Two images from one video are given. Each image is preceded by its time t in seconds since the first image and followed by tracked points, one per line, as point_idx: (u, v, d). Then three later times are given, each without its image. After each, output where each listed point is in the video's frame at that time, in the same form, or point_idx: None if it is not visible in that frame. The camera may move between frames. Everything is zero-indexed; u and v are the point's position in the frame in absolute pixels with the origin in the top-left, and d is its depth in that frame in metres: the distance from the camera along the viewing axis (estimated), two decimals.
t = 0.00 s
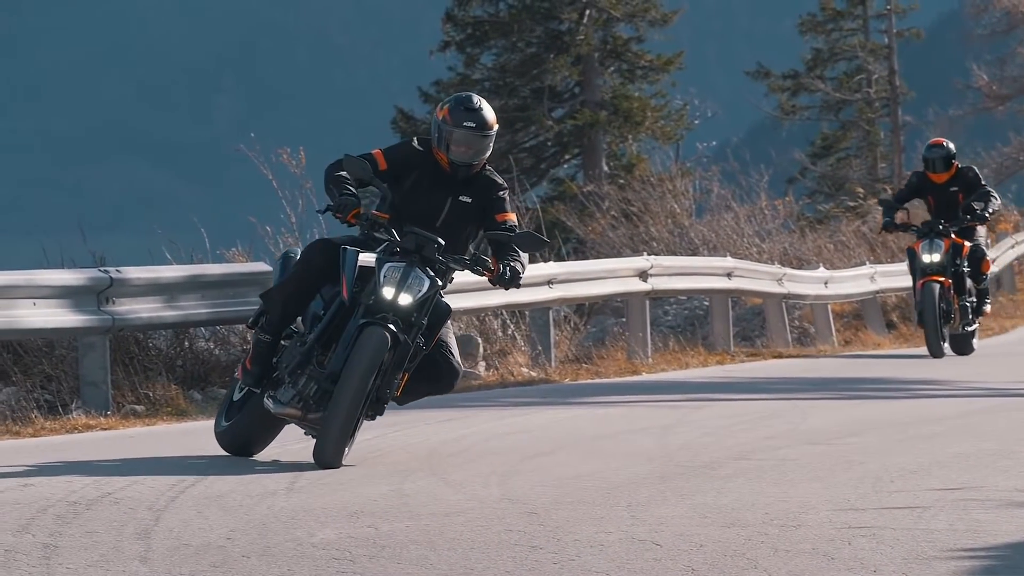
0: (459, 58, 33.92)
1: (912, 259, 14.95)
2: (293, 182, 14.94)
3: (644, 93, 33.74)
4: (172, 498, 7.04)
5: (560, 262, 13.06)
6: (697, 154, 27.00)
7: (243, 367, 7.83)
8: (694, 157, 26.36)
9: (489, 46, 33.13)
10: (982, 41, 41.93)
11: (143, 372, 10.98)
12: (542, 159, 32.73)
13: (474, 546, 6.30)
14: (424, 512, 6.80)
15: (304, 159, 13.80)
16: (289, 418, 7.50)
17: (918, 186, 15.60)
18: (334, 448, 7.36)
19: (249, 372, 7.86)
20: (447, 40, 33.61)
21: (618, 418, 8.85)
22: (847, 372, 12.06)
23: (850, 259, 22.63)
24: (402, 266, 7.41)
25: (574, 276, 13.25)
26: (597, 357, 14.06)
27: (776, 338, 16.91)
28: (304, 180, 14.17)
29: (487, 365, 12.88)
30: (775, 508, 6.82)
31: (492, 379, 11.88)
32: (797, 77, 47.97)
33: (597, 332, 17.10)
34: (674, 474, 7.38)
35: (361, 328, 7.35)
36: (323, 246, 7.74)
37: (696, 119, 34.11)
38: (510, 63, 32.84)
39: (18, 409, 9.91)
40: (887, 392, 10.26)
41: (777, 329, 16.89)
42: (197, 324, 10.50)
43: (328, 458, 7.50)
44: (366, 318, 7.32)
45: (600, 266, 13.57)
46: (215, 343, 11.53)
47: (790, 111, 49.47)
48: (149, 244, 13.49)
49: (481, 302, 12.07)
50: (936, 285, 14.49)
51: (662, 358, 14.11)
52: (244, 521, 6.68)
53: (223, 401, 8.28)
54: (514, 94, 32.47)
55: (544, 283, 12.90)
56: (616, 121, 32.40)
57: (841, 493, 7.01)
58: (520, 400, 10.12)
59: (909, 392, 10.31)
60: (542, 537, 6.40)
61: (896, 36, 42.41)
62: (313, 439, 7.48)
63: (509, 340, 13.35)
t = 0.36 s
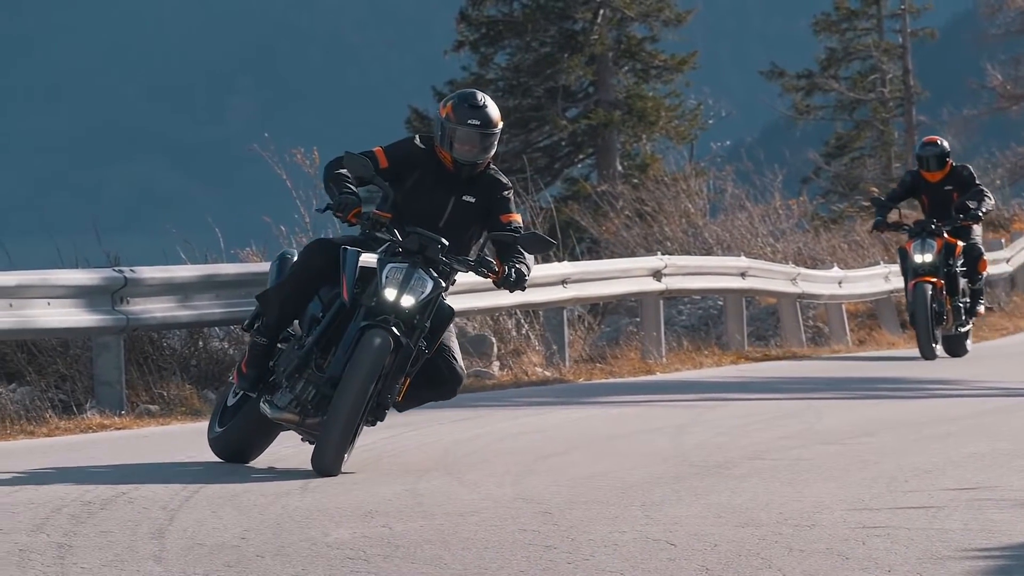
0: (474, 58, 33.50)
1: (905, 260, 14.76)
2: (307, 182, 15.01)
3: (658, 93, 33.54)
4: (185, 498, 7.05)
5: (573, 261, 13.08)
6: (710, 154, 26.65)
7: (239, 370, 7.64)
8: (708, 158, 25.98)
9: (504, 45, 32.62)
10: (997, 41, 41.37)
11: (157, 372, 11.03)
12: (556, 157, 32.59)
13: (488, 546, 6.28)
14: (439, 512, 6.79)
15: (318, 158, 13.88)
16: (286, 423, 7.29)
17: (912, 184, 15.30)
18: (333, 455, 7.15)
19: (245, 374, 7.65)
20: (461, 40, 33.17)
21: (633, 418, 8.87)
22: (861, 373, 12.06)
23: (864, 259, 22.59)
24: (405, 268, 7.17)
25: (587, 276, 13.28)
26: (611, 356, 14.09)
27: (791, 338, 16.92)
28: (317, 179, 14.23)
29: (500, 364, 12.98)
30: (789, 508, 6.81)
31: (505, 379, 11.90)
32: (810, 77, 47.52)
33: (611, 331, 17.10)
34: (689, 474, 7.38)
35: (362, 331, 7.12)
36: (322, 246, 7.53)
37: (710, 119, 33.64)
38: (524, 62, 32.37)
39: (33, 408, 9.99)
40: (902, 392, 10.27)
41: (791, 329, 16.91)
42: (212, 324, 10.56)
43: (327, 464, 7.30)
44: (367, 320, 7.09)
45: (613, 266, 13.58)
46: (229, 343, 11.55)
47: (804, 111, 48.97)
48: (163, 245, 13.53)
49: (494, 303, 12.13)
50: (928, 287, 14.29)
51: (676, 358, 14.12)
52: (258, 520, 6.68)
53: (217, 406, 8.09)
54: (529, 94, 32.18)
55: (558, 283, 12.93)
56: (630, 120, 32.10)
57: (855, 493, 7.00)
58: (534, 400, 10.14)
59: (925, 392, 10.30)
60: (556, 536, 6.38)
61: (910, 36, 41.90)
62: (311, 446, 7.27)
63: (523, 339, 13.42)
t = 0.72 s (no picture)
0: (488, 55, 32.95)
1: (896, 255, 14.52)
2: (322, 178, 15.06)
3: (672, 90, 33.26)
4: (199, 495, 7.06)
5: (587, 258, 13.10)
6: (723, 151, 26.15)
7: (236, 371, 7.40)
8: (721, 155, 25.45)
9: (517, 41, 32.30)
10: (1013, 37, 40.76)
11: (171, 368, 11.10)
12: (569, 154, 32.34)
13: (502, 542, 6.26)
14: (452, 508, 6.79)
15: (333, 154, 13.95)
16: (284, 425, 7.08)
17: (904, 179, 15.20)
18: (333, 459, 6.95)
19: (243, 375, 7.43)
20: (475, 36, 32.81)
21: (647, 414, 8.92)
22: (873, 370, 12.10)
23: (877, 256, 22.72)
24: (407, 267, 6.98)
25: (601, 272, 13.31)
26: (624, 353, 14.11)
27: (805, 334, 16.95)
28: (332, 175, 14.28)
29: (513, 360, 13.07)
30: (804, 504, 6.80)
31: (518, 376, 11.91)
32: (825, 73, 47.11)
33: (625, 327, 17.12)
34: (703, 469, 7.39)
35: (364, 332, 6.91)
36: (323, 244, 7.32)
37: (724, 115, 33.36)
38: (539, 59, 32.30)
39: (47, 403, 10.02)
40: (917, 389, 10.29)
41: (805, 325, 16.94)
42: (226, 321, 10.61)
43: (327, 468, 7.10)
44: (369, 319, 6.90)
45: (628, 263, 13.60)
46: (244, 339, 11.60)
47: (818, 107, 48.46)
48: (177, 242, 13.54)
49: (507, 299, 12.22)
50: (920, 283, 14.06)
51: (690, 355, 14.13)
52: (272, 517, 6.68)
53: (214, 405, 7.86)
54: (543, 90, 32.10)
55: (572, 279, 12.97)
56: (644, 117, 31.96)
57: (869, 489, 7.00)
58: (547, 396, 10.16)
59: (940, 388, 10.33)
60: (570, 532, 6.36)
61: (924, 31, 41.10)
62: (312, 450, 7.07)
63: (536, 336, 13.47)
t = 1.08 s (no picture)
0: (501, 48, 32.39)
1: (886, 250, 14.32)
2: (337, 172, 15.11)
3: (686, 83, 32.79)
4: (212, 489, 7.07)
5: (601, 251, 13.20)
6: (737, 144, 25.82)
7: (235, 368, 7.14)
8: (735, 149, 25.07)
9: (530, 35, 31.78)
10: None
11: (185, 362, 11.21)
12: (583, 146, 32.06)
13: (515, 535, 6.24)
14: (466, 501, 6.79)
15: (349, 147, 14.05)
16: (285, 425, 6.87)
17: (896, 173, 15.15)
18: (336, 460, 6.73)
19: (241, 373, 7.20)
20: (487, 30, 32.30)
21: (660, 407, 8.97)
22: (885, 364, 12.14)
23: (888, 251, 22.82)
24: (414, 262, 6.75)
25: (615, 266, 13.38)
26: (638, 346, 14.15)
27: (819, 326, 16.97)
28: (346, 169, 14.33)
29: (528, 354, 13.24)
30: (817, 497, 6.80)
31: (531, 369, 11.95)
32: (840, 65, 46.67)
33: (638, 320, 17.10)
34: (717, 463, 7.41)
35: (369, 329, 6.70)
36: (325, 237, 7.09)
37: (738, 108, 32.93)
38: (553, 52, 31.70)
39: (61, 397, 10.07)
40: (932, 382, 10.29)
41: (819, 317, 16.97)
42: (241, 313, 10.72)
43: (330, 470, 6.87)
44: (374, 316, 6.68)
45: (642, 256, 13.62)
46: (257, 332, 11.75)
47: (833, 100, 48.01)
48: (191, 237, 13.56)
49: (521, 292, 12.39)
50: (909, 279, 13.85)
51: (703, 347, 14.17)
52: (286, 510, 6.68)
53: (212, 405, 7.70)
54: (556, 83, 31.68)
55: (586, 272, 13.07)
56: (657, 110, 31.41)
57: (883, 483, 7.00)
58: (560, 389, 10.17)
59: (954, 381, 10.37)
60: (584, 525, 6.35)
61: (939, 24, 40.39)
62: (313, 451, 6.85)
63: (550, 329, 13.56)
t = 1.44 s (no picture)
0: (513, 41, 31.98)
1: (874, 243, 14.17)
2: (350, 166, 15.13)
3: (699, 76, 32.43)
4: (223, 484, 7.07)
5: (613, 244, 13.20)
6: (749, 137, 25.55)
7: (235, 366, 6.89)
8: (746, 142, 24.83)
9: (543, 27, 31.36)
10: None
11: (197, 356, 11.26)
12: (595, 140, 31.76)
13: (527, 529, 6.22)
14: (478, 494, 6.79)
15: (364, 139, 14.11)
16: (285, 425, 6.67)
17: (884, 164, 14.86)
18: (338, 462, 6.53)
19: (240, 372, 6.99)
20: (500, 22, 31.73)
21: (672, 400, 9.00)
22: (895, 357, 12.14)
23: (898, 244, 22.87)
24: (421, 258, 6.54)
25: (627, 259, 13.39)
26: (650, 339, 14.17)
27: (830, 319, 16.98)
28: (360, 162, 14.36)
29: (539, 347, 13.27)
30: (829, 490, 6.78)
31: (542, 362, 11.95)
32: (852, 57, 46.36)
33: (650, 313, 17.11)
34: (729, 456, 7.41)
35: (373, 326, 6.49)
36: (328, 233, 6.90)
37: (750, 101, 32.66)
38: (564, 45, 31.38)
39: (73, 390, 10.06)
40: (946, 375, 10.30)
41: (830, 310, 16.99)
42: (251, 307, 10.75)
43: (331, 473, 6.67)
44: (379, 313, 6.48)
45: (654, 248, 13.64)
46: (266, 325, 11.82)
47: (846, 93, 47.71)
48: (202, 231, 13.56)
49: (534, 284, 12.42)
50: (897, 272, 13.70)
51: (715, 340, 14.18)
52: (297, 503, 6.67)
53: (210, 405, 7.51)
54: (568, 76, 31.29)
55: (597, 265, 13.08)
56: (669, 103, 30.76)
57: (895, 476, 6.99)
58: (572, 382, 10.19)
59: (966, 374, 10.39)
60: (596, 519, 6.32)
61: (952, 17, 39.81)
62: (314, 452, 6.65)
63: (562, 322, 13.56)
